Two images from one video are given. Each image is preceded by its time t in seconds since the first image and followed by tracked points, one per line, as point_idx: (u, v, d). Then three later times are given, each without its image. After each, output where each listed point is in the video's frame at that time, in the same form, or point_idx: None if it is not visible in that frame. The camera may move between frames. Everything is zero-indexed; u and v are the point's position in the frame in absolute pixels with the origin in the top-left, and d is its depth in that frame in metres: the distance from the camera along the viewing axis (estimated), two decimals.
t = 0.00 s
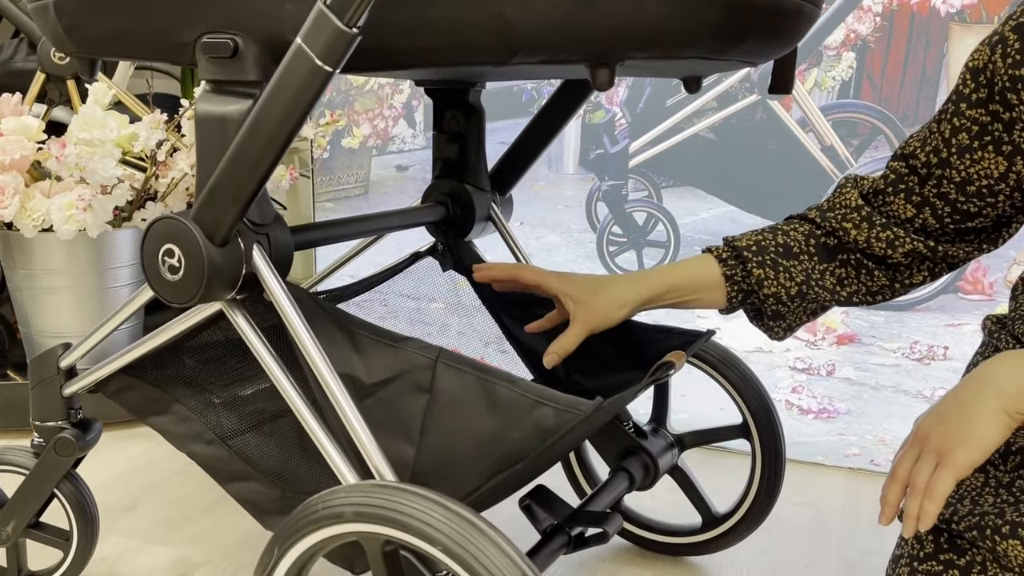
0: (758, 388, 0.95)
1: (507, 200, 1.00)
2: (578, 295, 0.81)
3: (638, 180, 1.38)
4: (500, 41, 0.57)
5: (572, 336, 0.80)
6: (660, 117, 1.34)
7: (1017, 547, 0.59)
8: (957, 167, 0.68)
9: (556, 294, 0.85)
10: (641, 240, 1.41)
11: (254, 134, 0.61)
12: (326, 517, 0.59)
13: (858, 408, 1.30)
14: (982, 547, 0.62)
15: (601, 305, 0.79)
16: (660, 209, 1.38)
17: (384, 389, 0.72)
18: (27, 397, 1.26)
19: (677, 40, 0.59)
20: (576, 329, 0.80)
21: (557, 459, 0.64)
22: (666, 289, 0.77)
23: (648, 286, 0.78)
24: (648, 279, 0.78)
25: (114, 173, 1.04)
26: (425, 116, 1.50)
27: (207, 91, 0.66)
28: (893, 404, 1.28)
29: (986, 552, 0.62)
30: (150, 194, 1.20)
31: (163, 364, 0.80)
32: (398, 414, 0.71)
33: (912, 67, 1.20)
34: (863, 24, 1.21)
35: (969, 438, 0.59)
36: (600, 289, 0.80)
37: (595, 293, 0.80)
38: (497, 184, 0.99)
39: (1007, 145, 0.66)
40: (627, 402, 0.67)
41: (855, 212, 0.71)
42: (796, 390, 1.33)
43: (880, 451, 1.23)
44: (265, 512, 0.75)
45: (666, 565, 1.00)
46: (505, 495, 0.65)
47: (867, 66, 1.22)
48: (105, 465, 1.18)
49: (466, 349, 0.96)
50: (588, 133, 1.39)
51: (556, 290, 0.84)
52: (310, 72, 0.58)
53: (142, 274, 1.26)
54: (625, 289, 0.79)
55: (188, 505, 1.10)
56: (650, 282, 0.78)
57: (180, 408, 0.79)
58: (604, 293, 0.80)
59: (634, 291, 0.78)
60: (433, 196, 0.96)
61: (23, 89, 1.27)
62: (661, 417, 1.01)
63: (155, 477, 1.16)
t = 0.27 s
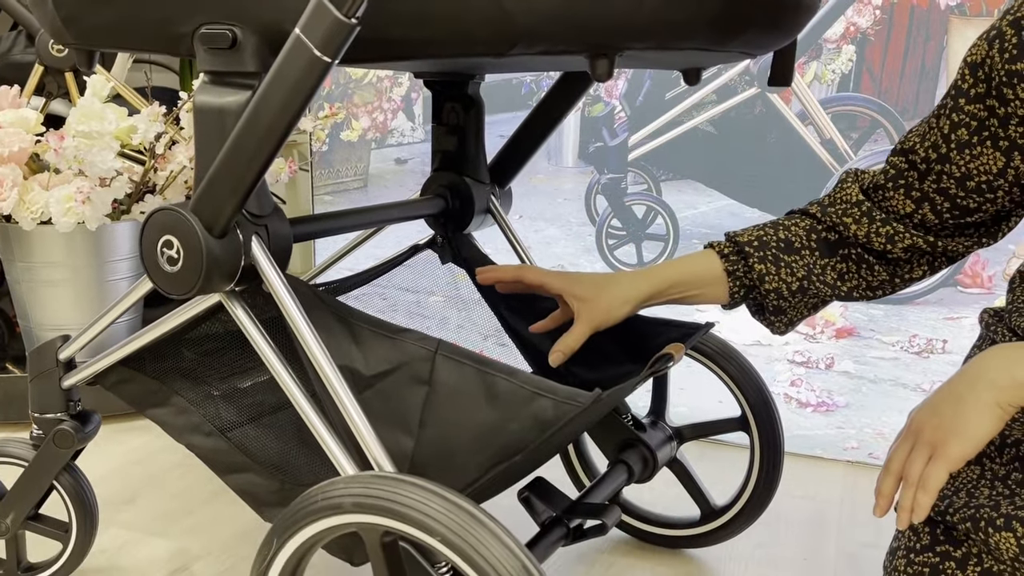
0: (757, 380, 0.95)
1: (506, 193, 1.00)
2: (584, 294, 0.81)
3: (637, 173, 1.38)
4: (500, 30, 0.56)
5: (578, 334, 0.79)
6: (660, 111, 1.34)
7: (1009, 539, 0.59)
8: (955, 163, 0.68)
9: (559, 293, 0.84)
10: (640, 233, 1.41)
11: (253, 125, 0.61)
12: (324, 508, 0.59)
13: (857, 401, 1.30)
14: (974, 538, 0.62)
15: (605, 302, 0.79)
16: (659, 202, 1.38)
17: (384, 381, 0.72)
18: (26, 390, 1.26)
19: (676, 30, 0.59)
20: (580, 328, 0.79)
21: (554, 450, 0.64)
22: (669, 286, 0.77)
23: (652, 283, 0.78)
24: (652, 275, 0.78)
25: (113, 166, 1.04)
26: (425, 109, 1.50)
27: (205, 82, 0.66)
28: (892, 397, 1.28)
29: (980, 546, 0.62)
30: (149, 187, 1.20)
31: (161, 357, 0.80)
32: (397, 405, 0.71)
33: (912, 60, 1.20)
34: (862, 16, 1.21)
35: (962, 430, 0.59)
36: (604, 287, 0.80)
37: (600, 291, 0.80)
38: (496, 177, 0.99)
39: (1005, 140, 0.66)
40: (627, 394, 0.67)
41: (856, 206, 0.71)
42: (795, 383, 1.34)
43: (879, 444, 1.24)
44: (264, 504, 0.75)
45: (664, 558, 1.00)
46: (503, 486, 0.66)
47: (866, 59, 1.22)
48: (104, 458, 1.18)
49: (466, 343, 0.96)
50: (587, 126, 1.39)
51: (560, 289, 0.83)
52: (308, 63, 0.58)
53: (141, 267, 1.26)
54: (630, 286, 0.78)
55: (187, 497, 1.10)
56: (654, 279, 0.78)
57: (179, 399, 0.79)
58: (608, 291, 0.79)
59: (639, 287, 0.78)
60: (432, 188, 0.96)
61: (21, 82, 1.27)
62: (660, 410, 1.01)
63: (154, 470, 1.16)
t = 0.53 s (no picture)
0: (757, 374, 0.95)
1: (506, 186, 1.00)
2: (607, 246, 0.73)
3: (636, 167, 1.37)
4: (500, 22, 0.56)
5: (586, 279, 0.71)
6: (660, 104, 1.34)
7: (1006, 532, 0.59)
8: (959, 164, 0.69)
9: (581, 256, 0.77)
10: (639, 227, 1.41)
11: (252, 117, 0.61)
12: (324, 500, 0.59)
13: (856, 395, 1.30)
14: (971, 532, 0.62)
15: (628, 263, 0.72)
16: (659, 196, 1.37)
17: (383, 373, 0.72)
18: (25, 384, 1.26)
19: (678, 22, 0.59)
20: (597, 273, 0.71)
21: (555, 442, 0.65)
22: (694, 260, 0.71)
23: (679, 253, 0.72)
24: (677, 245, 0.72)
25: (112, 159, 1.04)
26: (424, 102, 1.50)
27: (203, 74, 0.65)
28: (891, 390, 1.29)
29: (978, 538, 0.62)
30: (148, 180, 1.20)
31: (160, 350, 0.80)
32: (397, 398, 0.71)
33: (912, 54, 1.20)
34: (863, 10, 1.21)
35: (959, 425, 0.59)
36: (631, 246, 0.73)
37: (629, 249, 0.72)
38: (496, 169, 0.99)
39: (1004, 141, 0.67)
40: (626, 388, 0.67)
41: (877, 201, 0.71)
42: (794, 377, 1.33)
43: (878, 438, 1.24)
44: (263, 497, 0.75)
45: (664, 551, 1.01)
46: (503, 478, 0.66)
47: (867, 52, 1.22)
48: (103, 451, 1.18)
49: (465, 336, 0.96)
50: (587, 120, 1.39)
51: (585, 232, 0.74)
52: (307, 55, 0.57)
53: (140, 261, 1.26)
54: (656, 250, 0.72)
55: (186, 490, 1.10)
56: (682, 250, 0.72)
57: (178, 392, 0.78)
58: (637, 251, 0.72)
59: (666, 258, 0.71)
60: (432, 181, 0.95)
61: (19, 74, 1.27)
62: (659, 403, 1.01)
63: (152, 463, 1.16)
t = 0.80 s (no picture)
0: (757, 367, 0.95)
1: (506, 178, 1.00)
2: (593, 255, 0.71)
3: (637, 159, 1.38)
4: (500, 11, 0.56)
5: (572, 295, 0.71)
6: (660, 97, 1.33)
7: (1010, 522, 0.59)
8: (956, 163, 0.68)
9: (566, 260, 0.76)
10: (640, 220, 1.41)
11: (250, 107, 0.61)
12: (323, 492, 0.59)
13: (856, 388, 1.30)
14: (974, 523, 0.62)
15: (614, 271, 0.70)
16: (659, 189, 1.37)
17: (383, 364, 0.72)
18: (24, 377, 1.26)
19: (678, 12, 0.59)
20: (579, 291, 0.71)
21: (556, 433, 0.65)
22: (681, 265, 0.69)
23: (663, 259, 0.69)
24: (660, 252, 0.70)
25: (111, 151, 1.03)
26: (424, 95, 1.50)
27: (203, 64, 0.65)
28: (891, 384, 1.29)
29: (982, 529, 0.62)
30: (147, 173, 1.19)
31: (159, 341, 0.80)
32: (397, 390, 0.71)
33: (913, 46, 1.20)
34: (864, 2, 1.21)
35: (965, 420, 0.59)
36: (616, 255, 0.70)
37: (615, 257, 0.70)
38: (496, 161, 0.99)
39: (1006, 138, 0.67)
40: (626, 379, 0.67)
41: (869, 202, 0.70)
42: (794, 370, 1.34)
43: (878, 431, 1.24)
44: (263, 488, 0.75)
45: (663, 544, 1.01)
46: (504, 469, 0.66)
47: (867, 45, 1.22)
48: (102, 444, 1.18)
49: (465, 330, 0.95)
50: (587, 112, 1.38)
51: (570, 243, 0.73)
52: (306, 44, 0.57)
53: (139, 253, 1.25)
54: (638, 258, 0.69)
55: (185, 483, 1.10)
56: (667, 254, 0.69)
57: (177, 384, 0.78)
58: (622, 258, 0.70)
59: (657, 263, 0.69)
60: (431, 173, 0.95)
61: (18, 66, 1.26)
62: (659, 396, 1.01)
63: (151, 456, 1.15)
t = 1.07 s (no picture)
0: (757, 360, 0.95)
1: (507, 171, 1.00)
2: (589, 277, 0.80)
3: (638, 153, 1.37)
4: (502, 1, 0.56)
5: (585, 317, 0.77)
6: (661, 90, 1.33)
7: (1011, 515, 0.59)
8: (951, 157, 0.69)
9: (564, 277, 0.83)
10: (641, 214, 1.40)
11: (251, 97, 0.61)
12: (324, 482, 0.59)
13: (856, 382, 1.30)
14: (976, 515, 0.62)
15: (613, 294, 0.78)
16: (660, 182, 1.37)
17: (383, 356, 0.71)
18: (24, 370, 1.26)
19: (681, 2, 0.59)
20: (587, 311, 0.77)
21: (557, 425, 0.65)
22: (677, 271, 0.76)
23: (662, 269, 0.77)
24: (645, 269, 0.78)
25: (111, 144, 1.03)
26: (424, 88, 1.49)
27: (203, 55, 0.65)
28: (892, 378, 1.29)
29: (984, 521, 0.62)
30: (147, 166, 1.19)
31: (158, 334, 0.79)
32: (398, 381, 0.71)
33: (915, 39, 1.19)
34: None
35: (968, 415, 0.59)
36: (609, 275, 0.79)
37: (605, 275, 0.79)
38: (496, 154, 0.99)
39: (1001, 132, 0.67)
40: (627, 371, 0.67)
41: (863, 198, 0.71)
42: (794, 364, 1.33)
43: (879, 425, 1.24)
44: (263, 480, 0.75)
45: (664, 537, 1.01)
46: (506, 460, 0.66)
47: (869, 38, 1.22)
48: (102, 437, 1.18)
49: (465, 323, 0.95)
50: (588, 106, 1.39)
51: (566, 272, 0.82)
52: (307, 34, 0.57)
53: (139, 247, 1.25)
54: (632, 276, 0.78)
55: (185, 476, 1.10)
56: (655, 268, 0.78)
57: (177, 376, 0.78)
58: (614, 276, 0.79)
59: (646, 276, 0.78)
60: (432, 166, 0.95)
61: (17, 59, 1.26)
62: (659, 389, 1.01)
63: (150, 449, 1.15)
